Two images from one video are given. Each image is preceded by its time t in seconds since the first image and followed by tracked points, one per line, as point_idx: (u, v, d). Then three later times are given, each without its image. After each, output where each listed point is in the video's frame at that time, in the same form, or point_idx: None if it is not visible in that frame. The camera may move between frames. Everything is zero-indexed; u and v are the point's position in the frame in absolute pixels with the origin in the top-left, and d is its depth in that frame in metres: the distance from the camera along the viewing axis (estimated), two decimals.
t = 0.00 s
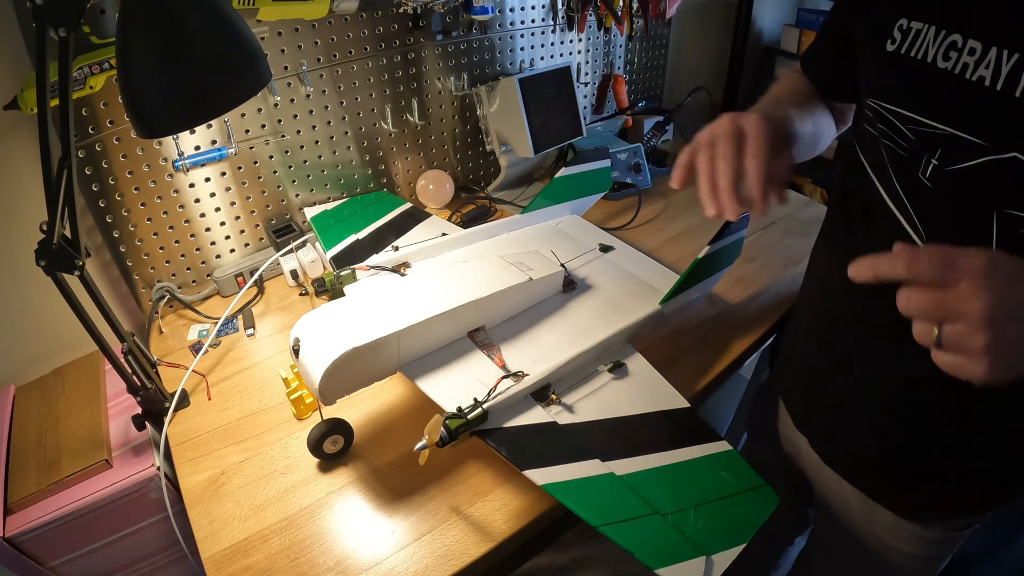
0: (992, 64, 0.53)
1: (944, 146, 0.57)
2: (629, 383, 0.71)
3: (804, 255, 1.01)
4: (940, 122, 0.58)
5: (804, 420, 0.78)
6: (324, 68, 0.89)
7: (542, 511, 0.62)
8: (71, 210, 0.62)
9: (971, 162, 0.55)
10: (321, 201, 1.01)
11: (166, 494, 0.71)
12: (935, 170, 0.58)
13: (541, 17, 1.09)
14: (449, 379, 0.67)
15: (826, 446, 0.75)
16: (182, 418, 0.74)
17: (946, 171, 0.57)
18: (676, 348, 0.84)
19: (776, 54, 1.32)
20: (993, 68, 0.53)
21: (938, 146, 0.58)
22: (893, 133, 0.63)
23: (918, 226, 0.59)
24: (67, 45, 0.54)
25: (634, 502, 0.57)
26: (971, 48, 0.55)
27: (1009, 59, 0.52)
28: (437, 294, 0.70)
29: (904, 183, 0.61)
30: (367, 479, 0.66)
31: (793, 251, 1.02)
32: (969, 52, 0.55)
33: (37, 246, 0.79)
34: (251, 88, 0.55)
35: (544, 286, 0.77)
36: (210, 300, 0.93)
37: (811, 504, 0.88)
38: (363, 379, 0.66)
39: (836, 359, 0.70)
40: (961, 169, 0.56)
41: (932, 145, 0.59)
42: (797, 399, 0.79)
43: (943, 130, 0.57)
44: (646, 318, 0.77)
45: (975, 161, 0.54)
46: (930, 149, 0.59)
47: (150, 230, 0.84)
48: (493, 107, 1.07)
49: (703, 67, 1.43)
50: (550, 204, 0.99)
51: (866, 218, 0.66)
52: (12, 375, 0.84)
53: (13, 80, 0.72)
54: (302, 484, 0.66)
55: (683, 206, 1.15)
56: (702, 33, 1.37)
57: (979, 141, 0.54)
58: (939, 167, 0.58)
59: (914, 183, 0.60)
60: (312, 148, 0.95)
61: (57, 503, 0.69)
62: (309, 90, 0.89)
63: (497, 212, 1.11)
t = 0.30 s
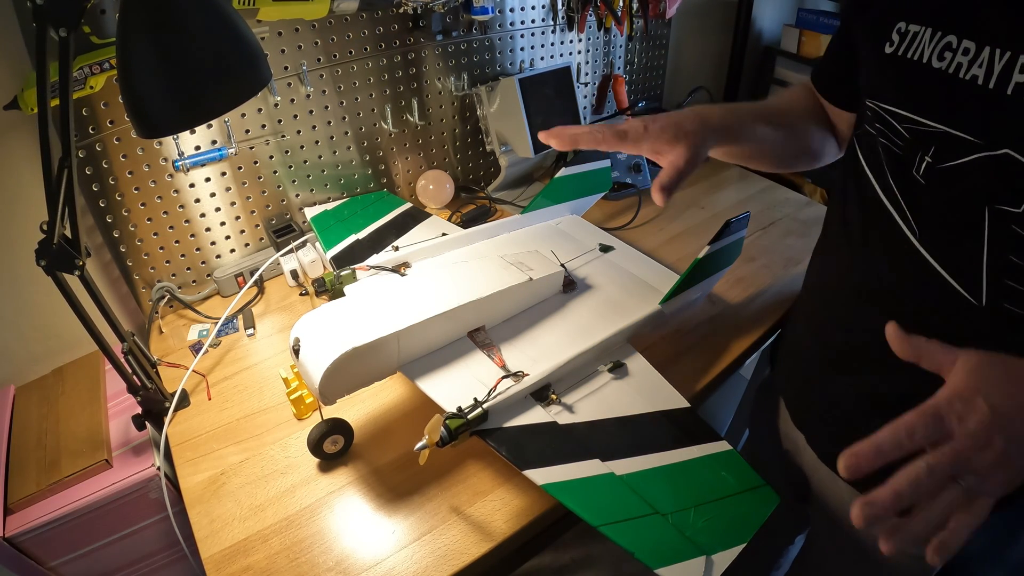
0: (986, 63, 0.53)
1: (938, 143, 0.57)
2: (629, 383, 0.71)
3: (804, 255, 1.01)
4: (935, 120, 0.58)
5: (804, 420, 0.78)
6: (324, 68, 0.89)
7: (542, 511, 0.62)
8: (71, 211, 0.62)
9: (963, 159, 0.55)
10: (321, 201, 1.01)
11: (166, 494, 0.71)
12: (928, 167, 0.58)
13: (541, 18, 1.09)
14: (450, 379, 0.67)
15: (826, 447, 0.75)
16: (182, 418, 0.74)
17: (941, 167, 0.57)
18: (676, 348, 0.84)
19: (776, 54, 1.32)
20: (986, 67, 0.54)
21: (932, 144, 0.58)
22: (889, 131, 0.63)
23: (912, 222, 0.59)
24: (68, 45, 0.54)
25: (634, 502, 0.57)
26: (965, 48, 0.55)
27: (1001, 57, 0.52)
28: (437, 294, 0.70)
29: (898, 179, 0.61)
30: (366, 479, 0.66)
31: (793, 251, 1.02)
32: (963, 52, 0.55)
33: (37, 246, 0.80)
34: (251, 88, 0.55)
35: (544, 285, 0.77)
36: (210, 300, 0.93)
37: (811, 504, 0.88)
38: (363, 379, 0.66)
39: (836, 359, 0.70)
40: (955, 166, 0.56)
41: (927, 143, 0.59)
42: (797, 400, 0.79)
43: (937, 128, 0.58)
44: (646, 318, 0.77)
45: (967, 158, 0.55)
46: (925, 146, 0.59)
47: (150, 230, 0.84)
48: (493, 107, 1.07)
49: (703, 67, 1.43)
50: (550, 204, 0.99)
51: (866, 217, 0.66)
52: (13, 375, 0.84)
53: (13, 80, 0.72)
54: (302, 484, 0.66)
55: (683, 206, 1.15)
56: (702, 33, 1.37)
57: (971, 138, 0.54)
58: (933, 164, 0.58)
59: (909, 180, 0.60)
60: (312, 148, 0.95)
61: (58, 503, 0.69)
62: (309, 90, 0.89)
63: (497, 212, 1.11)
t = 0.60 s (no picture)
0: (989, 64, 0.53)
1: (942, 145, 0.57)
2: (629, 383, 0.71)
3: (804, 255, 1.01)
4: (938, 121, 0.58)
5: (804, 420, 0.78)
6: (324, 68, 0.89)
7: (542, 511, 0.62)
8: (71, 211, 0.62)
9: (967, 160, 0.55)
10: (321, 201, 1.01)
11: (166, 494, 0.71)
12: (933, 168, 0.58)
13: (541, 18, 1.09)
14: (449, 379, 0.67)
15: (826, 447, 0.75)
16: (182, 417, 0.74)
17: (944, 168, 0.57)
18: (676, 348, 0.83)
19: (776, 54, 1.32)
20: (989, 68, 0.54)
21: (936, 145, 0.58)
22: (894, 133, 0.63)
23: (915, 221, 0.59)
24: (68, 45, 0.54)
25: (634, 502, 0.57)
26: (968, 49, 0.55)
27: (1004, 58, 0.52)
28: (437, 294, 0.70)
29: (904, 180, 0.61)
30: (367, 478, 0.66)
31: (793, 251, 1.02)
32: (966, 54, 0.55)
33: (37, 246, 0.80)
34: (251, 88, 0.55)
35: (544, 286, 0.77)
36: (210, 300, 0.93)
37: (811, 504, 0.88)
38: (363, 379, 0.66)
39: (837, 359, 0.70)
40: (957, 167, 0.56)
41: (931, 144, 0.59)
42: (798, 400, 0.79)
43: (941, 128, 0.58)
44: (646, 318, 0.77)
45: (971, 158, 0.55)
46: (929, 147, 0.59)
47: (150, 230, 0.84)
48: (492, 107, 1.07)
49: (703, 67, 1.43)
50: (550, 204, 0.99)
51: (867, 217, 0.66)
52: (12, 375, 0.84)
53: (13, 80, 0.72)
54: (302, 484, 0.66)
55: (683, 206, 1.15)
56: (702, 33, 1.37)
57: (975, 138, 0.54)
58: (938, 164, 0.58)
59: (913, 181, 0.60)
60: (311, 148, 0.95)
61: (58, 503, 0.69)
62: (309, 90, 0.89)
63: (497, 212, 1.11)
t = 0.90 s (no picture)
0: (994, 64, 0.53)
1: (945, 144, 0.57)
2: (629, 383, 0.71)
3: (804, 255, 1.01)
4: (942, 120, 0.58)
5: (804, 420, 0.78)
6: (324, 68, 0.89)
7: (542, 511, 0.62)
8: (71, 211, 0.62)
9: (972, 159, 0.55)
10: (321, 201, 1.01)
11: (166, 494, 0.71)
12: (937, 167, 0.58)
13: (541, 18, 1.09)
14: (450, 379, 0.67)
15: (826, 447, 0.75)
16: (182, 417, 0.74)
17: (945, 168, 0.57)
18: (676, 348, 0.83)
19: (775, 54, 1.32)
20: (995, 67, 0.53)
21: (940, 144, 0.58)
22: (897, 131, 0.63)
23: (920, 221, 0.59)
24: (68, 45, 0.54)
25: (633, 502, 0.57)
26: (973, 49, 0.55)
27: (1009, 58, 0.52)
28: (437, 294, 0.70)
29: (907, 180, 0.61)
30: (367, 478, 0.66)
31: (793, 251, 1.02)
32: (971, 53, 0.55)
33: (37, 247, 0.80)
34: (251, 87, 0.55)
35: (544, 285, 0.77)
36: (210, 300, 0.93)
37: (811, 504, 0.88)
38: (363, 379, 0.66)
39: (838, 360, 0.70)
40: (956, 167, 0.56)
41: (935, 143, 0.59)
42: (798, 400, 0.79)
43: (945, 127, 0.58)
44: (646, 318, 0.77)
45: (975, 158, 0.54)
46: (932, 146, 0.59)
47: (150, 230, 0.84)
48: (492, 107, 1.07)
49: (703, 67, 1.43)
50: (550, 204, 0.99)
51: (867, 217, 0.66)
52: (12, 375, 0.84)
53: (13, 80, 0.72)
54: (302, 484, 0.66)
55: (683, 206, 1.15)
56: (702, 33, 1.37)
57: (979, 138, 0.54)
58: (941, 164, 0.58)
59: (917, 181, 0.60)
60: (311, 148, 0.95)
61: (57, 503, 0.69)
62: (309, 90, 0.89)
63: (497, 212, 1.11)
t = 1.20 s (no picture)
0: (1005, 66, 0.53)
1: (955, 146, 0.57)
2: (629, 383, 0.71)
3: (804, 255, 1.01)
4: (951, 122, 0.58)
5: (804, 420, 0.78)
6: (324, 68, 0.89)
7: (542, 511, 0.62)
8: (71, 210, 0.62)
9: (982, 162, 0.55)
10: (321, 201, 1.01)
11: (166, 494, 0.71)
12: (945, 170, 0.58)
13: (541, 18, 1.09)
14: (450, 379, 0.67)
15: (826, 447, 0.75)
16: (182, 418, 0.74)
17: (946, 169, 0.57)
18: (676, 348, 0.83)
19: (776, 54, 1.32)
20: (1005, 70, 0.53)
21: (948, 146, 0.58)
22: (905, 132, 0.63)
23: (926, 222, 0.59)
24: (68, 45, 0.54)
25: (634, 502, 0.57)
26: (984, 51, 0.55)
27: (1021, 62, 0.52)
28: (437, 294, 0.70)
29: (913, 181, 0.61)
30: (367, 478, 0.66)
31: (793, 251, 1.02)
32: (982, 56, 0.55)
33: (37, 247, 0.80)
34: (251, 87, 0.55)
35: (544, 286, 0.77)
36: (210, 300, 0.93)
37: (811, 504, 0.88)
38: (363, 379, 0.66)
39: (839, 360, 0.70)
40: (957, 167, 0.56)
41: (943, 145, 0.59)
42: (799, 400, 0.79)
43: (954, 129, 0.57)
44: (646, 318, 0.77)
45: (986, 161, 0.54)
46: (941, 148, 0.59)
47: (150, 230, 0.84)
48: (492, 107, 1.07)
49: (703, 67, 1.43)
50: (550, 204, 0.99)
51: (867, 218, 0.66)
52: (12, 376, 0.84)
53: (13, 80, 0.72)
54: (302, 484, 0.66)
55: (683, 206, 1.15)
56: (702, 33, 1.37)
57: (990, 142, 0.54)
58: (950, 166, 0.58)
59: (925, 183, 0.60)
60: (311, 148, 0.95)
61: (57, 503, 0.69)
62: (309, 90, 0.89)
63: (497, 212, 1.11)
